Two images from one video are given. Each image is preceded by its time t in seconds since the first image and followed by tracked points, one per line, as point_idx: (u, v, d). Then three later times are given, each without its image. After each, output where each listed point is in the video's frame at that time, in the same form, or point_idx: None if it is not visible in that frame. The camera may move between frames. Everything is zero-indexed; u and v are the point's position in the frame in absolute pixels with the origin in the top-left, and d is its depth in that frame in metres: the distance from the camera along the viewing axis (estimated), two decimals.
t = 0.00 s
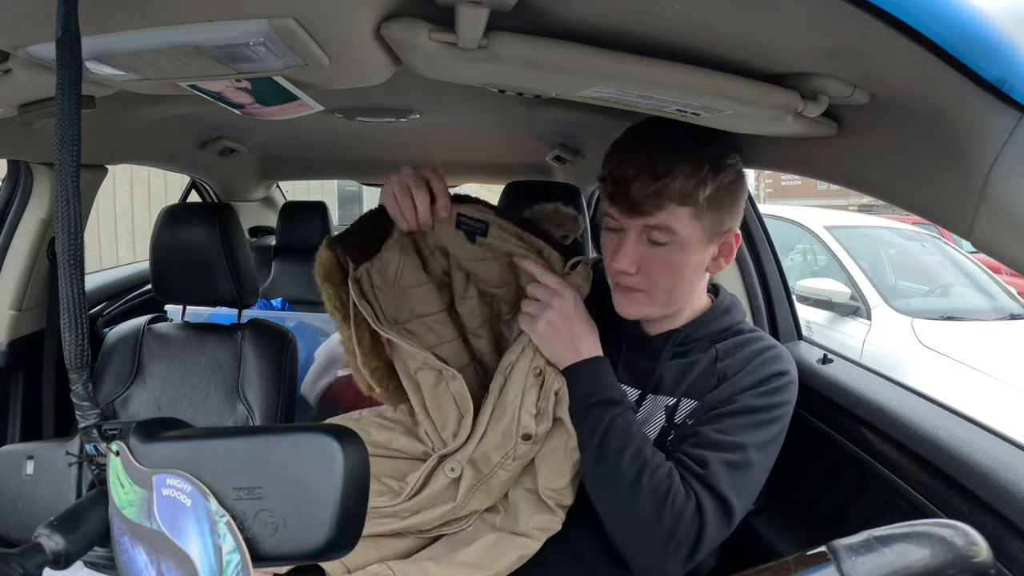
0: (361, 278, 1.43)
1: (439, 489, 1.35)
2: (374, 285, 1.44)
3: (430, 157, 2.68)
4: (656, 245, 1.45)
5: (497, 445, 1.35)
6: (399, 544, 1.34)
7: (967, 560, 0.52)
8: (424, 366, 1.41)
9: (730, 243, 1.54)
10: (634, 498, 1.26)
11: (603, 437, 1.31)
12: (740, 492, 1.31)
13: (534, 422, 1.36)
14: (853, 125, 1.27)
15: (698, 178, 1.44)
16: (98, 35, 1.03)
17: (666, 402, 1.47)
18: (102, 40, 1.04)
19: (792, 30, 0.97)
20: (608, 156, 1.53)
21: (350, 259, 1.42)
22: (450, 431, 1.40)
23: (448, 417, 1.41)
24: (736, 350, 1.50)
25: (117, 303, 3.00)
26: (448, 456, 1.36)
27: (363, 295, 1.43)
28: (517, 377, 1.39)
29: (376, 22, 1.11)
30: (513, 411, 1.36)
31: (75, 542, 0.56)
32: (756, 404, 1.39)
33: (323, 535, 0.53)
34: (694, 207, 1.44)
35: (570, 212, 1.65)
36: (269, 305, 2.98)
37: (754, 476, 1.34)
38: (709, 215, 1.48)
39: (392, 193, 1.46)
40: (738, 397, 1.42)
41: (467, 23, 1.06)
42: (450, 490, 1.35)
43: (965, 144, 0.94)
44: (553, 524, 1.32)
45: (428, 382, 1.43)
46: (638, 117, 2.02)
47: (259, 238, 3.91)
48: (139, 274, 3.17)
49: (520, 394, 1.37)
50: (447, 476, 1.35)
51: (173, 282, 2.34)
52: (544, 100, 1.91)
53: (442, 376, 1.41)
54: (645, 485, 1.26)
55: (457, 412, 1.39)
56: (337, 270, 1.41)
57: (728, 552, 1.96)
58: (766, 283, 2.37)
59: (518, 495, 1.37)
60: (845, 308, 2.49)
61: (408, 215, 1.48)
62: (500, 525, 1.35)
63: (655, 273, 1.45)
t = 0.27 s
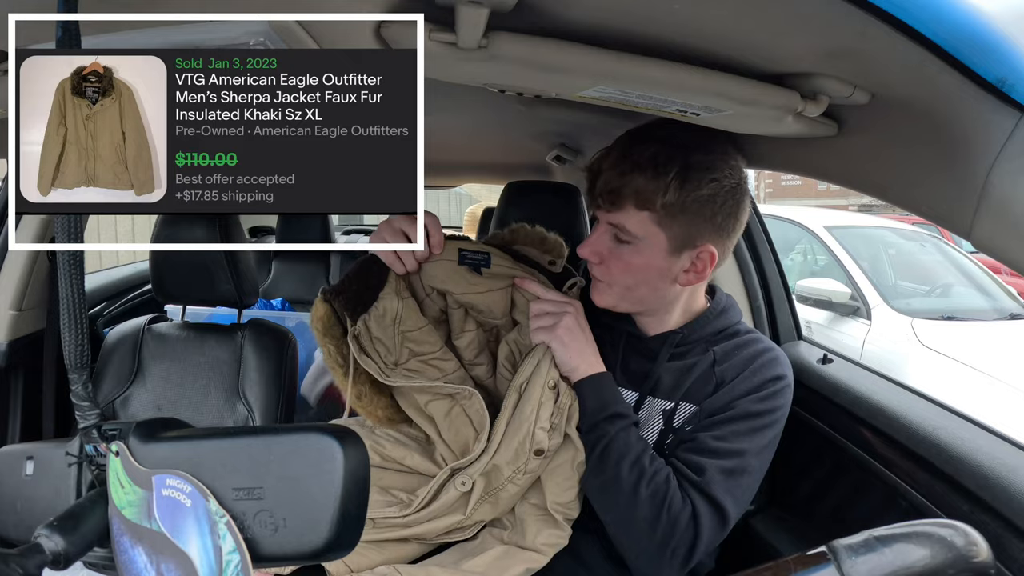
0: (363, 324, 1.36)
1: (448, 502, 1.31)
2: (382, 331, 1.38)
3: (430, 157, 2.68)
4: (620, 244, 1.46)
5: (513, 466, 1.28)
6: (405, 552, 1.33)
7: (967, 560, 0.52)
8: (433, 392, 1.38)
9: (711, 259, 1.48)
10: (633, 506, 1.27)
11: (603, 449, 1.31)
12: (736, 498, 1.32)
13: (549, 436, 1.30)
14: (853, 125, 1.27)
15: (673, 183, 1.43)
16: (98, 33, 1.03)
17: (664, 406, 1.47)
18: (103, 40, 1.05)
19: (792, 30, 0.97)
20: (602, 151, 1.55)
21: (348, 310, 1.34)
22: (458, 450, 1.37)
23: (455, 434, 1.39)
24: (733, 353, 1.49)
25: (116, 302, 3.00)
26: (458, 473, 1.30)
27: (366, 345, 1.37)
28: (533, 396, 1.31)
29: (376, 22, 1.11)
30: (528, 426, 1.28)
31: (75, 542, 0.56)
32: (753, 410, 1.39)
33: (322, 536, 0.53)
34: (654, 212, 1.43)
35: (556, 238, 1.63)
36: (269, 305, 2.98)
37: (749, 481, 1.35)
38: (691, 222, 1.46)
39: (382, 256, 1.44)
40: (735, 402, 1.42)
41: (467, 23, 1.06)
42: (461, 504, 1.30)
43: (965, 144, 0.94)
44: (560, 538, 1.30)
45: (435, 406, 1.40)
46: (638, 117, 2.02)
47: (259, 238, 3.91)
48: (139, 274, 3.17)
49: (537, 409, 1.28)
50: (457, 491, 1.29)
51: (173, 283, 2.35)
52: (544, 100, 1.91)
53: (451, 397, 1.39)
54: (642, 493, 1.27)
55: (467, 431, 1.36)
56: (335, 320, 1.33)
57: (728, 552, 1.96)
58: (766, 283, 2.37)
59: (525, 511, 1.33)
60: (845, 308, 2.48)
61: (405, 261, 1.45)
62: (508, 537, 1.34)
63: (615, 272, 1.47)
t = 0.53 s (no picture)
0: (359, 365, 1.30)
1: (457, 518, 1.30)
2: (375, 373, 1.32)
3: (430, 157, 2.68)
4: (629, 243, 1.45)
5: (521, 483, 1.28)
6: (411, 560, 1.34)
7: (967, 560, 0.52)
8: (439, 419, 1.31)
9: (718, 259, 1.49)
10: (645, 516, 1.27)
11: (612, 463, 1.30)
12: (747, 499, 1.34)
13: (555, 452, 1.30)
14: (853, 125, 1.27)
15: (684, 184, 1.43)
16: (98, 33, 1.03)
17: (670, 411, 1.47)
18: (103, 40, 1.05)
19: (792, 30, 0.98)
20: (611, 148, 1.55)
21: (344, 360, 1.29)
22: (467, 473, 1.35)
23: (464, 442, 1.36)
24: (737, 355, 1.49)
25: (116, 302, 3.00)
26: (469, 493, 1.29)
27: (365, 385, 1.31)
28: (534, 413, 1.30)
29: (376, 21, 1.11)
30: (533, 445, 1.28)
31: (75, 542, 0.56)
32: (759, 413, 1.40)
33: (322, 536, 0.53)
34: (666, 211, 1.43)
35: (539, 253, 1.62)
36: (269, 305, 2.98)
37: (757, 485, 1.36)
38: (699, 222, 1.46)
39: (370, 291, 1.38)
40: (741, 406, 1.41)
41: (467, 23, 1.06)
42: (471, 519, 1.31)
43: (964, 144, 0.94)
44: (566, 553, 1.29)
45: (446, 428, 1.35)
46: (637, 117, 2.02)
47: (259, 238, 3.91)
48: (139, 274, 3.17)
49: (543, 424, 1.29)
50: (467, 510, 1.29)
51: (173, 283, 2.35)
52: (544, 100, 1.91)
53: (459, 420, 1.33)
54: (655, 503, 1.27)
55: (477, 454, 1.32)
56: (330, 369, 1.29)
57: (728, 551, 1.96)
58: (766, 283, 2.38)
59: (531, 523, 1.32)
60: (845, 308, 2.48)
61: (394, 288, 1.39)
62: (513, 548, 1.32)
63: (622, 271, 1.46)
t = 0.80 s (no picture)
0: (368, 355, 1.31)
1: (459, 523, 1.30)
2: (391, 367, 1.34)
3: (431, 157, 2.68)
4: (628, 240, 1.46)
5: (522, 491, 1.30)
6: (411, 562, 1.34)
7: (967, 560, 0.52)
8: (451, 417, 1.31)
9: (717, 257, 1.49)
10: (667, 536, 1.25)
11: (626, 484, 1.29)
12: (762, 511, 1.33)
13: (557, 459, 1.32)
14: (853, 125, 1.27)
15: (683, 179, 1.44)
16: (98, 32, 1.03)
17: (669, 416, 1.46)
18: (103, 40, 1.05)
19: (792, 30, 0.98)
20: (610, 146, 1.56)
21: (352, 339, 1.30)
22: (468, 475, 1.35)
23: (470, 451, 1.37)
24: (737, 358, 1.48)
25: (116, 303, 3.00)
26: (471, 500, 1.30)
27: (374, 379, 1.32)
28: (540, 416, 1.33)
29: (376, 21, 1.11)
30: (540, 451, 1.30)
31: (75, 542, 0.56)
32: (765, 420, 1.39)
33: (322, 536, 0.53)
34: (665, 207, 1.43)
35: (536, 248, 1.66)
36: (269, 305, 2.98)
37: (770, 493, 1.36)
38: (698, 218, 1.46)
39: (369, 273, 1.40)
40: (746, 414, 1.41)
41: (467, 23, 1.06)
42: (473, 528, 1.31)
43: (964, 144, 0.94)
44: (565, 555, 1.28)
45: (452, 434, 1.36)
46: (637, 117, 2.02)
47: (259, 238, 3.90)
48: (139, 275, 3.17)
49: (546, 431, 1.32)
50: (469, 517, 1.30)
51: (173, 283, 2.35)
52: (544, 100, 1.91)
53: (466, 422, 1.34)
54: (677, 523, 1.25)
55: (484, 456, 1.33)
56: (339, 353, 1.30)
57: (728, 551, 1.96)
58: (766, 283, 2.37)
59: (530, 526, 1.32)
60: (845, 308, 2.47)
61: (396, 270, 1.42)
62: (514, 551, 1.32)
63: (621, 268, 1.45)
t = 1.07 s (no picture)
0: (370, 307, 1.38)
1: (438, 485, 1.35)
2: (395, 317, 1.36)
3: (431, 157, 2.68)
4: (627, 252, 1.45)
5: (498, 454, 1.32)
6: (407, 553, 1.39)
7: (967, 560, 0.52)
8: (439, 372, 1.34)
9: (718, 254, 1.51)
10: None
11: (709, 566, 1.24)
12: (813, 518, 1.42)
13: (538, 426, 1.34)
14: (853, 125, 1.27)
15: (678, 187, 1.43)
16: (99, 32, 1.03)
17: (671, 419, 1.48)
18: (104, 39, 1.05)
19: (792, 30, 0.98)
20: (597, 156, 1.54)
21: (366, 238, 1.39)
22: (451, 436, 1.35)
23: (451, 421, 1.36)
24: (747, 365, 1.49)
25: (117, 303, 3.00)
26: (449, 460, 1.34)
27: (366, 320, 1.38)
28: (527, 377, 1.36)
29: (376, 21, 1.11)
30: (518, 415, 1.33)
31: (75, 542, 0.56)
32: (791, 437, 1.43)
33: (322, 536, 0.53)
34: (663, 216, 1.43)
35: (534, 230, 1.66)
36: (269, 305, 2.97)
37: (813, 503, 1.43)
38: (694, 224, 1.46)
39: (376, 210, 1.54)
40: (771, 435, 1.43)
41: (467, 23, 1.06)
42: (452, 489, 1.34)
43: (965, 144, 0.94)
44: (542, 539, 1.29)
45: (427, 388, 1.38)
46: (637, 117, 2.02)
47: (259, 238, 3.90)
48: (139, 275, 3.17)
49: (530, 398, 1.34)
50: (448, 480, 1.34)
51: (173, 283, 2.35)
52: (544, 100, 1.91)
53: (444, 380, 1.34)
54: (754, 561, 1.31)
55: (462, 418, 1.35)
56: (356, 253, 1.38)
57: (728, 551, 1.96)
58: (766, 283, 2.36)
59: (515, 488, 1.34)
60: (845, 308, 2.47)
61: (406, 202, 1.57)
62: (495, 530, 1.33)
63: (624, 280, 1.46)
